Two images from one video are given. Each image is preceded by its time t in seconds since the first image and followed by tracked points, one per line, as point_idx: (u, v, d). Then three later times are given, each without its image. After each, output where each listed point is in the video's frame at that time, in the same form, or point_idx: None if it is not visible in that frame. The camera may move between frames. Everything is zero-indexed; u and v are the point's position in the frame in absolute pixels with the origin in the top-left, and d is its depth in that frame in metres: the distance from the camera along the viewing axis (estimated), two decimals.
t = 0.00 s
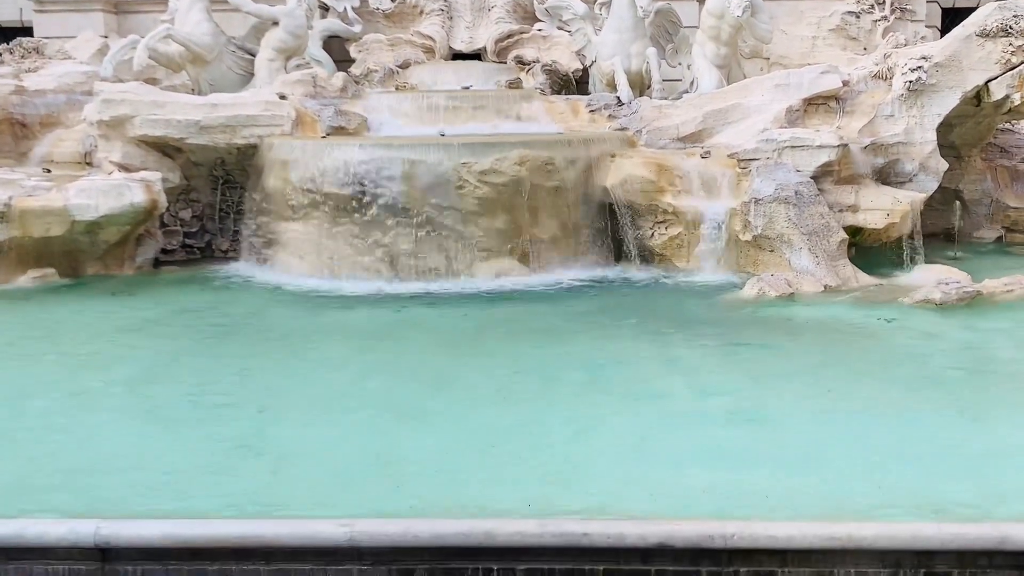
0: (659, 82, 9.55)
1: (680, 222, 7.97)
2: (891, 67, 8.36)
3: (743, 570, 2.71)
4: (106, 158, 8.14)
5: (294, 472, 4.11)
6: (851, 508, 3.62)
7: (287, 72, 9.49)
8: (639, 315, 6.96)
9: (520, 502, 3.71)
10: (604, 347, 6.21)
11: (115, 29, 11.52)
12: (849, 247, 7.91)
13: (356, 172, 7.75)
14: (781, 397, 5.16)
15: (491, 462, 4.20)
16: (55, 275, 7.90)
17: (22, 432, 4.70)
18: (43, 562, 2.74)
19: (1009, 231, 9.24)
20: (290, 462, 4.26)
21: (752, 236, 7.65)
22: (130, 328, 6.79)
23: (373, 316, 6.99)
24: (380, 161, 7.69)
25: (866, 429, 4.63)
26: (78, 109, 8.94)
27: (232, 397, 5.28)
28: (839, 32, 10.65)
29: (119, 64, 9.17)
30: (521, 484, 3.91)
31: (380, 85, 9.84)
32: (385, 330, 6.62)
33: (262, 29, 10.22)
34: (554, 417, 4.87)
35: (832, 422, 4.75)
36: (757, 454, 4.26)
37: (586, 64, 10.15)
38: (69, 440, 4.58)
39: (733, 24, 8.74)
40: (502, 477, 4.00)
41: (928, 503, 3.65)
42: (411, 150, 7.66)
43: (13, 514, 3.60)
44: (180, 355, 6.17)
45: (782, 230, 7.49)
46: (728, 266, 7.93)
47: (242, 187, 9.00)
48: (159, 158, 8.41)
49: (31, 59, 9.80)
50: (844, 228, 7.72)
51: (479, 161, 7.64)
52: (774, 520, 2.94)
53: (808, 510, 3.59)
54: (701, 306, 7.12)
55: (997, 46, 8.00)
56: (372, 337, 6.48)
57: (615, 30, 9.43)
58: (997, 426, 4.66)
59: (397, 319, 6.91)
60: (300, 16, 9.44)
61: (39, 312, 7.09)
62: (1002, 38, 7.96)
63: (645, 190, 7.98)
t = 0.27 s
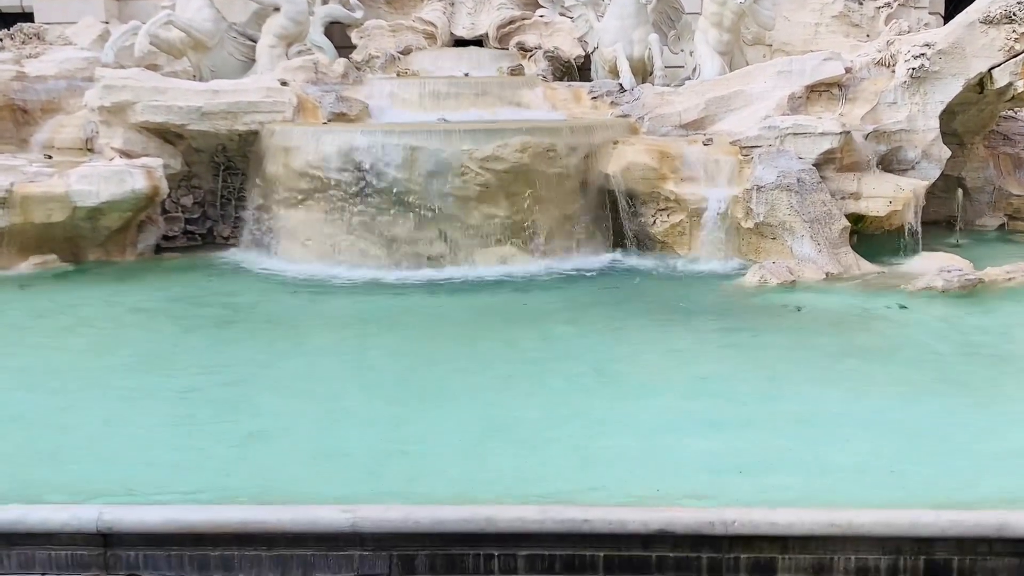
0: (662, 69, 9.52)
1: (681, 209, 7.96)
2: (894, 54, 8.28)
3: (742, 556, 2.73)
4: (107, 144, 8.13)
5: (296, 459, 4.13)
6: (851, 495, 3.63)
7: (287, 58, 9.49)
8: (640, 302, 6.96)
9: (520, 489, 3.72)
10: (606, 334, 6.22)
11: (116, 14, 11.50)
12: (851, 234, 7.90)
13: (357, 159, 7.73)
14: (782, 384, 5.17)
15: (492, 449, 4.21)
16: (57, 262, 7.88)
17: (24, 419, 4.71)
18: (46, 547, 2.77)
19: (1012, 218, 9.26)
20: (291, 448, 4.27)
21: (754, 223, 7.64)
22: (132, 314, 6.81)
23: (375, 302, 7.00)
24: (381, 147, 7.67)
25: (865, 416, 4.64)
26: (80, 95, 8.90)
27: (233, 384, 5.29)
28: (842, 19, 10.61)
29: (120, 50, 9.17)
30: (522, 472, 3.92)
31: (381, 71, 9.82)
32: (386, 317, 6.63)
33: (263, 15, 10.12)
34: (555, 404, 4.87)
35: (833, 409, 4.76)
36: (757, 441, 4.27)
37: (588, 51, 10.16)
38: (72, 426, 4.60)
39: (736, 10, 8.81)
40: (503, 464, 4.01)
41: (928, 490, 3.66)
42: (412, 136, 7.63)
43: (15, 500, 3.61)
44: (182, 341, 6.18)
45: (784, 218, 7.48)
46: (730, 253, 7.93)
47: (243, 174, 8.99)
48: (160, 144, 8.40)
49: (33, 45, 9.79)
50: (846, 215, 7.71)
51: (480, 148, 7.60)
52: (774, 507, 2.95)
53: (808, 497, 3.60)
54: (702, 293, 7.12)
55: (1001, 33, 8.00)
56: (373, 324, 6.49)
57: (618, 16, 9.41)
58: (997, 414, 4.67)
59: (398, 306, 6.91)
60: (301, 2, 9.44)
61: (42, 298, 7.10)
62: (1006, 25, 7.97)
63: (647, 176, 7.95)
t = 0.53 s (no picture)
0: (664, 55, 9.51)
1: (683, 195, 7.96)
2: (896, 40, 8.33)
3: (743, 542, 2.74)
4: (108, 131, 8.12)
5: (298, 445, 4.13)
6: (852, 481, 3.63)
7: (288, 44, 9.51)
8: (642, 289, 6.96)
9: (520, 476, 3.72)
10: (607, 321, 6.22)
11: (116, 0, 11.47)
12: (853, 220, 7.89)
13: (358, 145, 7.71)
14: (784, 370, 5.17)
15: (493, 436, 4.21)
16: (58, 249, 7.86)
17: (26, 406, 4.72)
18: (49, 533, 2.78)
19: (1014, 204, 9.22)
20: (292, 435, 4.28)
21: (755, 210, 7.63)
22: (133, 301, 6.81)
23: (377, 289, 7.00)
24: (381, 134, 7.64)
25: (866, 402, 4.65)
26: (80, 82, 8.89)
27: (235, 371, 5.30)
28: (845, 4, 10.55)
29: (120, 37, 9.17)
30: (523, 458, 3.92)
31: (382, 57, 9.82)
32: (387, 304, 6.64)
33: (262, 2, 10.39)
34: (556, 391, 4.88)
35: (837, 396, 4.76)
36: (758, 428, 4.27)
37: (590, 36, 10.17)
38: (74, 413, 4.61)
39: None
40: (505, 451, 4.01)
41: (929, 476, 3.67)
42: (413, 122, 7.60)
43: (17, 487, 3.62)
44: (184, 328, 6.18)
45: (785, 204, 7.47)
46: (732, 240, 7.92)
47: (243, 160, 8.98)
48: (161, 130, 8.39)
49: (33, 31, 9.77)
50: (848, 202, 7.71)
51: (481, 135, 7.60)
52: (775, 493, 2.96)
53: (808, 483, 3.61)
54: (703, 279, 7.13)
55: (1004, 18, 7.97)
56: (374, 310, 6.49)
57: (619, 2, 9.38)
58: (998, 400, 4.67)
59: (400, 293, 6.91)
60: None
61: (44, 285, 7.11)
62: (1009, 10, 7.93)
63: (648, 163, 7.95)
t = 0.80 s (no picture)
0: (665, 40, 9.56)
1: (684, 180, 7.92)
2: (897, 24, 8.36)
3: (744, 527, 2.75)
4: (108, 118, 8.09)
5: (300, 432, 4.14)
6: (852, 466, 3.64)
7: (288, 31, 9.52)
8: (643, 274, 6.96)
9: (522, 462, 3.73)
10: (609, 306, 6.23)
11: None
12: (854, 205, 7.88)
13: (358, 132, 7.70)
14: (785, 356, 5.19)
15: (494, 422, 4.22)
16: (59, 237, 7.87)
17: (28, 393, 4.73)
18: (53, 520, 2.80)
19: (1015, 188, 9.28)
20: (294, 421, 4.29)
21: (757, 195, 7.62)
22: (135, 288, 6.82)
23: (378, 276, 7.01)
24: (381, 120, 7.64)
25: (867, 388, 4.66)
26: (80, 69, 8.86)
27: (236, 358, 5.30)
28: None
29: (120, 23, 9.14)
30: (524, 444, 3.94)
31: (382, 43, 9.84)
32: (389, 290, 6.64)
33: None
34: (557, 377, 4.89)
35: (838, 381, 4.77)
36: (759, 413, 4.28)
37: (590, 22, 10.19)
38: (77, 400, 4.63)
39: None
40: (507, 437, 4.02)
41: (929, 460, 3.68)
42: (413, 109, 7.59)
43: (20, 474, 3.64)
44: (186, 315, 6.19)
45: (786, 190, 7.44)
46: (733, 225, 7.90)
47: (244, 147, 8.99)
48: (161, 118, 8.37)
49: (32, 18, 9.75)
50: (849, 186, 7.69)
51: (481, 121, 7.58)
52: (775, 478, 2.98)
53: (809, 468, 3.62)
54: (705, 265, 7.13)
55: (1006, 2, 7.88)
56: (375, 297, 6.50)
57: None
58: (999, 385, 4.67)
59: (401, 279, 6.91)
60: None
61: (46, 273, 7.12)
62: None
63: (647, 149, 7.91)
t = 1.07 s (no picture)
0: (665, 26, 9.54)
1: (684, 166, 7.94)
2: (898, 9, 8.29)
3: (744, 512, 2.76)
4: (107, 107, 8.06)
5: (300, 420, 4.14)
6: (853, 451, 3.64)
7: (286, 18, 9.50)
8: (644, 261, 6.96)
9: (523, 450, 3.73)
10: (609, 293, 6.23)
11: None
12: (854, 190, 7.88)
13: (358, 119, 7.70)
14: (786, 341, 5.19)
15: (495, 409, 4.23)
16: (58, 226, 7.87)
17: (29, 382, 4.74)
18: (55, 508, 2.81)
19: (1015, 173, 9.30)
20: (295, 409, 4.29)
21: (757, 181, 7.61)
22: (135, 277, 6.83)
23: (379, 263, 7.00)
24: (380, 107, 7.64)
25: (869, 373, 4.66)
26: (78, 58, 8.85)
27: (236, 346, 5.31)
28: None
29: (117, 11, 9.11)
30: (525, 431, 3.94)
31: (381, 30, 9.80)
32: (389, 278, 6.64)
33: None
34: (557, 364, 4.89)
35: (839, 366, 4.78)
36: (760, 399, 4.28)
37: (589, 9, 10.20)
38: (78, 389, 4.64)
39: None
40: (508, 424, 4.03)
41: (930, 445, 3.68)
42: (412, 96, 7.59)
43: (22, 463, 3.66)
44: (186, 303, 6.20)
45: (786, 175, 7.44)
46: (734, 211, 7.89)
47: (242, 135, 8.96)
48: (160, 106, 8.35)
49: (30, 7, 9.72)
50: (849, 172, 7.70)
51: (481, 108, 7.57)
52: (776, 464, 2.98)
53: (810, 453, 3.63)
54: (705, 251, 7.13)
55: None
56: (376, 285, 6.50)
57: None
58: (1000, 370, 4.68)
59: (401, 267, 6.91)
60: None
61: (46, 262, 7.12)
62: None
63: (648, 135, 7.97)
